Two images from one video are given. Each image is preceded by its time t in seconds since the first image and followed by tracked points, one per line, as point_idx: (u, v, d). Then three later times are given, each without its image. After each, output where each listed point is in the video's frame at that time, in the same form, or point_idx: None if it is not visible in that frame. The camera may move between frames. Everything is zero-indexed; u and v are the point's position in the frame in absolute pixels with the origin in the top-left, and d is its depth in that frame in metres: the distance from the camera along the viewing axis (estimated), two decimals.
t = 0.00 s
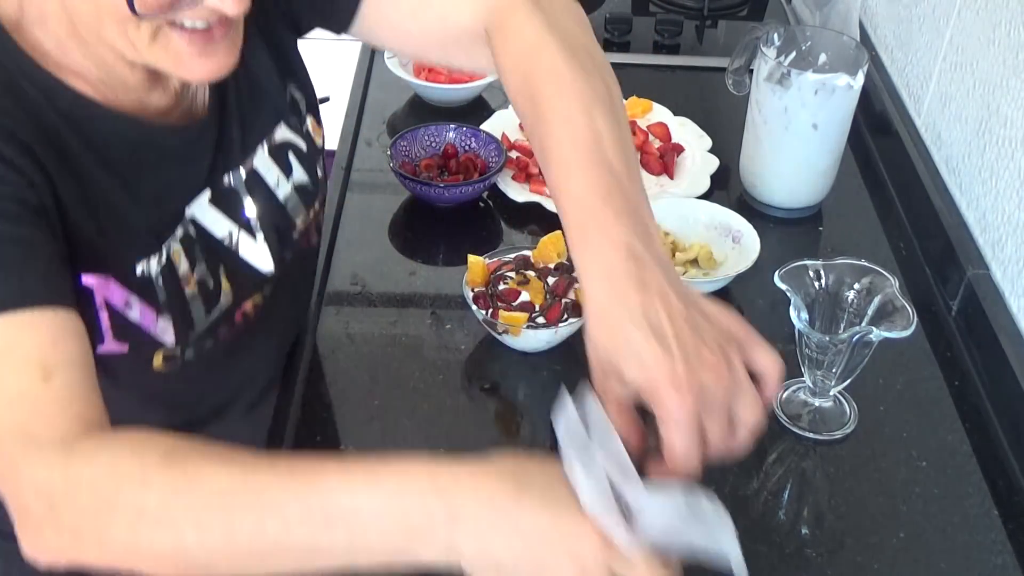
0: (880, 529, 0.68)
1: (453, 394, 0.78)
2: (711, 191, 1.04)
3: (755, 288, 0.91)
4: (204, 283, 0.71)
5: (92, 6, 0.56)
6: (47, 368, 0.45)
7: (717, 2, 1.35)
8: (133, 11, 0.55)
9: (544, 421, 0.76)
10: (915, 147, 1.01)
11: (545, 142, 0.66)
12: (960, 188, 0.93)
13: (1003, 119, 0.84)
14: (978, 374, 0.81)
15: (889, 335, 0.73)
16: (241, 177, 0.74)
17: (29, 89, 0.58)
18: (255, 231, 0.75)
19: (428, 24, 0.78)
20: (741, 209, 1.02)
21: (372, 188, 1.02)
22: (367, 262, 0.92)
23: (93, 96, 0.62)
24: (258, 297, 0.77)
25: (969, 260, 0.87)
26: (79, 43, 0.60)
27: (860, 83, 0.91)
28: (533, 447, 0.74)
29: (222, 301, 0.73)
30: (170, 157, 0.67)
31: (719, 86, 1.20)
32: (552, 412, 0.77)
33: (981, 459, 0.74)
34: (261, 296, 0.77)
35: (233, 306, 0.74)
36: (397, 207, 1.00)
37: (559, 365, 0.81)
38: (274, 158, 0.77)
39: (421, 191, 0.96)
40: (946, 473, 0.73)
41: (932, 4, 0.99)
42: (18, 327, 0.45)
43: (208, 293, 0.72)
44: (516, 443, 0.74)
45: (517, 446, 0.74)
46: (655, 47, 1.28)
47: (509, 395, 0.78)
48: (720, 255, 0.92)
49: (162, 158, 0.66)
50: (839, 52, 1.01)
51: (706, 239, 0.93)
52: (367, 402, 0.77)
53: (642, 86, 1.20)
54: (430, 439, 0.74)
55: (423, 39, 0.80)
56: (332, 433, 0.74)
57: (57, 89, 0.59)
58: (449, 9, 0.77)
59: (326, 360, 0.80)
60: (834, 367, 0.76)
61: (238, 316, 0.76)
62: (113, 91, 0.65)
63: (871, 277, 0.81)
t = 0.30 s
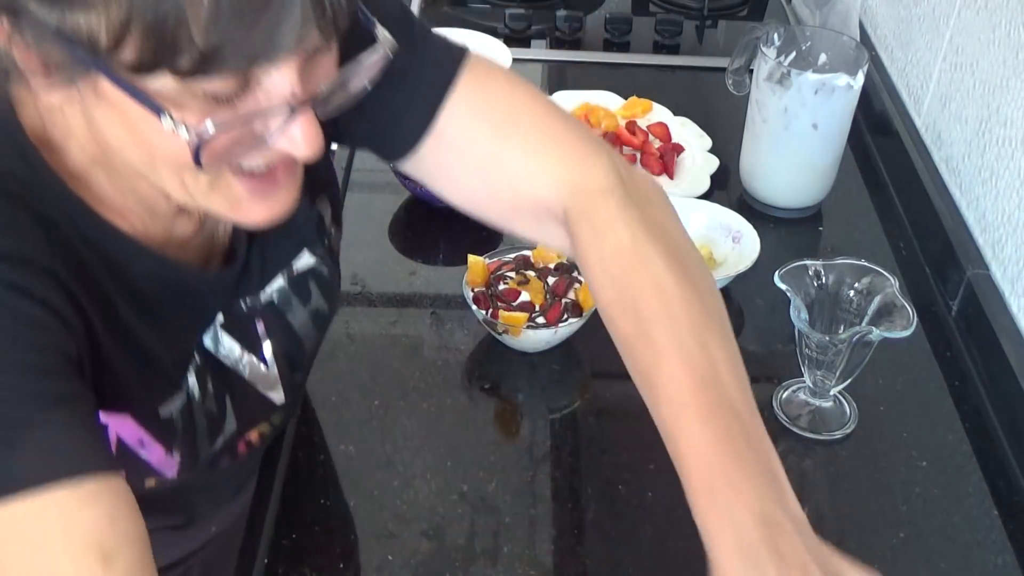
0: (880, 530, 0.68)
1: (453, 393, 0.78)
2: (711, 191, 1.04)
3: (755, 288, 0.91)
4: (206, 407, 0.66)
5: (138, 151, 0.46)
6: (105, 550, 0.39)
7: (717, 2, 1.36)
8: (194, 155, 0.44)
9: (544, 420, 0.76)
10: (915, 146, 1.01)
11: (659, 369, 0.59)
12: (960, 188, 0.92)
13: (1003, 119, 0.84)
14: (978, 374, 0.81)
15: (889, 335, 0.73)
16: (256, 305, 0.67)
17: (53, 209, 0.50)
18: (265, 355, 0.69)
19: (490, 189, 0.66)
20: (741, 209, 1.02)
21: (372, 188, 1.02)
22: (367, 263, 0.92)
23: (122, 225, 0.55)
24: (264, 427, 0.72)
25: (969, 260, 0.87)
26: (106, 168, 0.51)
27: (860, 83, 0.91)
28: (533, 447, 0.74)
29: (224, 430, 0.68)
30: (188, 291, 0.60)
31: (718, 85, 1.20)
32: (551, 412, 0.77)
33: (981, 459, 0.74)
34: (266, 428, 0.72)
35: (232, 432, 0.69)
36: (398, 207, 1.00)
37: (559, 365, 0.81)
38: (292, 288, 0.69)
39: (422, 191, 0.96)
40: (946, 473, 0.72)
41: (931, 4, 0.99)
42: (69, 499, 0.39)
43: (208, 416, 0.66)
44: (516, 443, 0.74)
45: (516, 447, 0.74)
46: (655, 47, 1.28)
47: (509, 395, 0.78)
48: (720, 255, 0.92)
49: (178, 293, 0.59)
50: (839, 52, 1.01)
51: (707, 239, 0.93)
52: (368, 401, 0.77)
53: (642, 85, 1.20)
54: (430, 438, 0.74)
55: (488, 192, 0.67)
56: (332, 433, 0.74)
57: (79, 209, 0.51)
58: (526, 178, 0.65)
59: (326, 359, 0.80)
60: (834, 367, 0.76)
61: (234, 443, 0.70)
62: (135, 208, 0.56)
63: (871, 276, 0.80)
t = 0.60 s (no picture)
0: (880, 530, 0.68)
1: (453, 394, 0.78)
2: (711, 191, 1.04)
3: (755, 288, 0.91)
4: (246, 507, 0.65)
5: (210, 310, 0.49)
6: None
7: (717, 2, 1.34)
8: (273, 329, 0.47)
9: (544, 420, 0.76)
10: (915, 146, 1.01)
11: (761, 539, 0.56)
12: (959, 188, 0.92)
13: (1003, 119, 0.84)
14: (978, 374, 0.81)
15: (889, 335, 0.73)
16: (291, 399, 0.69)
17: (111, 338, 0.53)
18: (298, 436, 0.69)
19: (561, 325, 0.64)
20: (741, 209, 1.02)
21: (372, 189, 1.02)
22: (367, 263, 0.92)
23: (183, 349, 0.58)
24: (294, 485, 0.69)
25: (970, 260, 0.87)
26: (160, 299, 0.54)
27: (860, 83, 0.91)
28: (533, 447, 0.74)
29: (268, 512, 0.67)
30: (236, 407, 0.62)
31: (718, 85, 1.20)
32: (551, 412, 0.77)
33: (981, 459, 0.74)
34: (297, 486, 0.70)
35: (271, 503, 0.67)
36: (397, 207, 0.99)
37: (559, 365, 0.81)
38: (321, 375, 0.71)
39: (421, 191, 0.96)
40: (946, 473, 0.73)
41: (931, 4, 0.99)
42: None
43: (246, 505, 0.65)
44: (516, 444, 0.74)
45: (516, 447, 0.74)
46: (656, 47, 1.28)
47: (509, 395, 0.78)
48: (720, 254, 0.92)
49: (230, 409, 0.62)
50: (839, 52, 1.01)
51: (707, 238, 0.94)
52: (368, 401, 0.77)
53: (642, 85, 1.20)
54: (430, 438, 0.74)
55: (555, 326, 0.64)
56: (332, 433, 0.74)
57: (144, 336, 0.55)
58: (598, 321, 0.62)
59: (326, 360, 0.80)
60: (834, 367, 0.77)
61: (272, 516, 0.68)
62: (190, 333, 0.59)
63: (871, 276, 0.80)
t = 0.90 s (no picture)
0: (880, 530, 0.68)
1: (453, 394, 0.78)
2: (711, 191, 1.04)
3: (755, 288, 0.91)
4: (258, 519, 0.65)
5: (237, 323, 0.51)
6: None
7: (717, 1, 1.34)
8: (302, 341, 0.49)
9: (544, 421, 0.76)
10: (916, 147, 1.01)
11: (794, 532, 0.55)
12: (959, 188, 0.92)
13: (1003, 119, 0.84)
14: (978, 373, 0.81)
15: (888, 335, 0.73)
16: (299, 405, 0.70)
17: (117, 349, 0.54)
18: (305, 439, 0.69)
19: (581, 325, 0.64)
20: (741, 209, 1.02)
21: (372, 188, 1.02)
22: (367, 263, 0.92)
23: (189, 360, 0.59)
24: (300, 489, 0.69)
25: (970, 260, 0.87)
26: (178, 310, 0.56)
27: (859, 83, 0.91)
28: (533, 447, 0.74)
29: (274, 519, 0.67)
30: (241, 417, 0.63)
31: (719, 86, 1.20)
32: (552, 412, 0.77)
33: (981, 459, 0.74)
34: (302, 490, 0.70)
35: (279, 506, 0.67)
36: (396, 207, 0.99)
37: (559, 364, 0.81)
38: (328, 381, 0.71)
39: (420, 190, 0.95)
40: (946, 473, 0.73)
41: (931, 4, 0.99)
42: None
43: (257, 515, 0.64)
44: (516, 444, 0.74)
45: (516, 447, 0.74)
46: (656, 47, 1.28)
47: (509, 395, 0.78)
48: (720, 254, 0.93)
49: (237, 417, 0.62)
50: (839, 52, 1.01)
51: (707, 238, 0.94)
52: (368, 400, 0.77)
53: (642, 86, 1.20)
54: (430, 438, 0.74)
55: (574, 327, 0.65)
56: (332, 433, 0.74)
57: (153, 350, 0.55)
58: (619, 318, 0.62)
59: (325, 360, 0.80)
60: (834, 367, 0.77)
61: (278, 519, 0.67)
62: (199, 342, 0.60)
63: (871, 276, 0.80)
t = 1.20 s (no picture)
0: (880, 530, 0.68)
1: (453, 394, 0.78)
2: (711, 191, 1.04)
3: (755, 288, 0.91)
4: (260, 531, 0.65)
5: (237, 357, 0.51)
6: None
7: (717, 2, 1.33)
8: (300, 382, 0.49)
9: (544, 421, 0.76)
10: (916, 147, 1.01)
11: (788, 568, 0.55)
12: (959, 188, 0.92)
13: (1003, 119, 0.84)
14: (977, 373, 0.81)
15: (888, 335, 0.73)
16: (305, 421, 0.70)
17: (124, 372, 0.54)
18: (305, 452, 0.70)
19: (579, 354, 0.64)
20: (741, 209, 1.02)
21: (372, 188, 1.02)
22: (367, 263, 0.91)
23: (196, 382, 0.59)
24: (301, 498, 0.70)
25: (970, 260, 0.87)
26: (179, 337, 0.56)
27: (860, 83, 0.91)
28: (533, 447, 0.74)
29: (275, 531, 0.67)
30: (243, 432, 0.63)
31: (719, 86, 1.20)
32: (552, 412, 0.77)
33: (981, 459, 0.74)
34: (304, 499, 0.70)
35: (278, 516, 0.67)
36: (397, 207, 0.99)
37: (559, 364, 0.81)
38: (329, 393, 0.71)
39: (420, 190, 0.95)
40: (946, 473, 0.73)
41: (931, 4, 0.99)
42: None
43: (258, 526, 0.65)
44: (516, 444, 0.74)
45: (516, 447, 0.74)
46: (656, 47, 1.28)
47: (509, 395, 0.78)
48: (720, 254, 0.93)
49: (238, 436, 0.62)
50: (839, 52, 1.01)
51: (707, 238, 0.94)
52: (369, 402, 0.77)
53: (642, 86, 1.20)
54: (430, 438, 0.74)
55: (572, 356, 0.65)
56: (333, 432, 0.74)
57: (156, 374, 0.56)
58: (617, 350, 0.63)
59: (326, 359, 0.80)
60: (834, 367, 0.77)
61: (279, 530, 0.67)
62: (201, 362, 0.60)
63: (871, 276, 0.80)
